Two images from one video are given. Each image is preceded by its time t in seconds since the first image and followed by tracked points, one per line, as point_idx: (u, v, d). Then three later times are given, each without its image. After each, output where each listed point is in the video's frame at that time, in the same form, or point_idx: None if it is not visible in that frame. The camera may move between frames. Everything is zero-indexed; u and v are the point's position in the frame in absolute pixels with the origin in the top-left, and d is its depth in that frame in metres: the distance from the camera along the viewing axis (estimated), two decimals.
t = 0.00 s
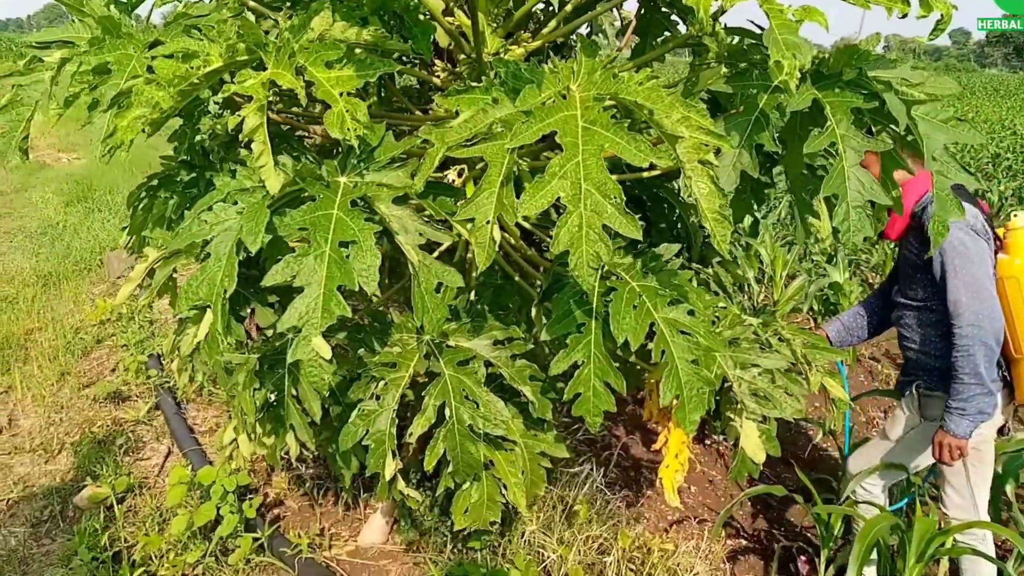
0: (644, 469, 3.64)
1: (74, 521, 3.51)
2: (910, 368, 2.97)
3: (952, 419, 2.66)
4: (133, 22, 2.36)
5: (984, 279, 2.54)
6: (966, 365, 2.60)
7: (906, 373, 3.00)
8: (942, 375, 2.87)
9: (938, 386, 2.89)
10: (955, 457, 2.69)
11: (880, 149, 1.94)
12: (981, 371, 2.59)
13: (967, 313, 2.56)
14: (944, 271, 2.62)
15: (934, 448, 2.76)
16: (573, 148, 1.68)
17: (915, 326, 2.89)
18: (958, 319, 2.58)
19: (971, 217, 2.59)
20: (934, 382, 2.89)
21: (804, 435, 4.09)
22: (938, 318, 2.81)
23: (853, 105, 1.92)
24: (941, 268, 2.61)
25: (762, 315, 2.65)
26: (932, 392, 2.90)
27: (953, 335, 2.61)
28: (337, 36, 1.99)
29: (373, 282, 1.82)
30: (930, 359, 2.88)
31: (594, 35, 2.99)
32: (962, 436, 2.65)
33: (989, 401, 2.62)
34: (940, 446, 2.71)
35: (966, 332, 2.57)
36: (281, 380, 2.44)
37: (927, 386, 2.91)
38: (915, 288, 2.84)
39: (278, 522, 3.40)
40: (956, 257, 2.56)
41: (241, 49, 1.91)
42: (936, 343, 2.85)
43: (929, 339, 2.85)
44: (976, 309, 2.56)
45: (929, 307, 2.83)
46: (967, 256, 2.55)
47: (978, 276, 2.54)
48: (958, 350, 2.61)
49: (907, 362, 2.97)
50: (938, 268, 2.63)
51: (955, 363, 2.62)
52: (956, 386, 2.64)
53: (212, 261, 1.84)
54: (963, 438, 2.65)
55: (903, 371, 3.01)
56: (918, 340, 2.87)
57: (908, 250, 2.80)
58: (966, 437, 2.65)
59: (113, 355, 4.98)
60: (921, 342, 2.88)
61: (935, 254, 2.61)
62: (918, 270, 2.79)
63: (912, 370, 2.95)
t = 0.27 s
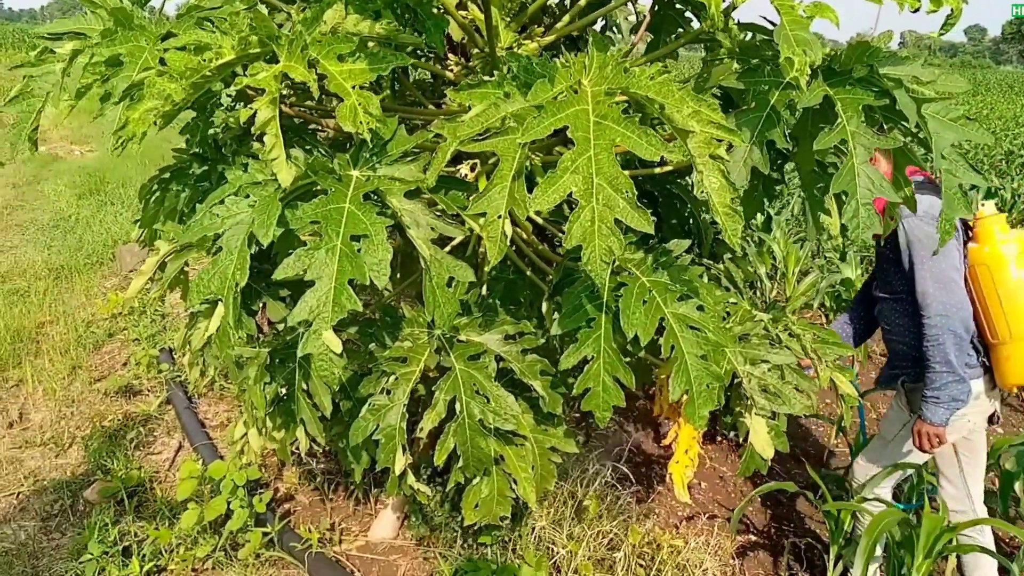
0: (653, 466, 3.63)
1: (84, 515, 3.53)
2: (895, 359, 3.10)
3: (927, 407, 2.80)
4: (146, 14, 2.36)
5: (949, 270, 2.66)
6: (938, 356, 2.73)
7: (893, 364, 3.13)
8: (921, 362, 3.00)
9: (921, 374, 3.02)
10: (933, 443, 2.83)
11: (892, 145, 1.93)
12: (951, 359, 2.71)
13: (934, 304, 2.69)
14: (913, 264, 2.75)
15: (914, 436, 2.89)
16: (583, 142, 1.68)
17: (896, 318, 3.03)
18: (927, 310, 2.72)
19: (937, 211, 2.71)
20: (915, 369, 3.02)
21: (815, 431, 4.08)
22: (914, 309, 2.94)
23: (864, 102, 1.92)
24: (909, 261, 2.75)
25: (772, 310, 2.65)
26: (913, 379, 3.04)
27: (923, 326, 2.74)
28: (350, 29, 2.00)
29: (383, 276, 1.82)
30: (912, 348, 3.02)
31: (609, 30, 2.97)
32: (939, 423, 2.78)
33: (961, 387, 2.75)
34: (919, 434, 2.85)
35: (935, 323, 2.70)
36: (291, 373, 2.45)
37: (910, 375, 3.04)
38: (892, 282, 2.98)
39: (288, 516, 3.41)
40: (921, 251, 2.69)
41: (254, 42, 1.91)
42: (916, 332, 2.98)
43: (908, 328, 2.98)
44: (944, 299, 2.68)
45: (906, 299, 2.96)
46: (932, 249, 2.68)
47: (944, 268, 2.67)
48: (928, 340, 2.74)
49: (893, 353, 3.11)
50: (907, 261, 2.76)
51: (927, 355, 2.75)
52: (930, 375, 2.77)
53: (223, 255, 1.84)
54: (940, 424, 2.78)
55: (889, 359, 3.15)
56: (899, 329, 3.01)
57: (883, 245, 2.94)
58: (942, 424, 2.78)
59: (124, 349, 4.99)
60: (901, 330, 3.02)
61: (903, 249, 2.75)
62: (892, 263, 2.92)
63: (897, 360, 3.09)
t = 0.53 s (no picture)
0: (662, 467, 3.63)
1: (93, 512, 3.54)
2: (873, 342, 3.13)
3: (909, 391, 2.87)
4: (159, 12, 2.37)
5: (932, 256, 2.71)
6: (919, 340, 2.79)
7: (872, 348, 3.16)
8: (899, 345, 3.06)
9: (898, 359, 3.07)
10: (915, 425, 2.91)
11: (905, 146, 1.92)
12: (933, 344, 2.78)
13: (917, 290, 2.74)
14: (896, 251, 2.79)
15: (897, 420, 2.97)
16: (596, 141, 1.68)
17: (875, 303, 3.04)
18: (910, 296, 2.77)
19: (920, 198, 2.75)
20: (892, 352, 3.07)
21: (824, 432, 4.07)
22: (895, 294, 2.97)
23: (877, 102, 1.91)
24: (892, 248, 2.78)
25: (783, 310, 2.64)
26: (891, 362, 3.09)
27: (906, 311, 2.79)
28: (363, 27, 2.00)
29: (395, 274, 1.82)
30: (890, 333, 3.05)
31: (623, 30, 2.95)
32: (920, 406, 2.86)
33: (941, 372, 2.82)
34: (902, 417, 2.93)
35: (918, 309, 2.76)
36: (301, 371, 2.45)
37: (886, 360, 3.09)
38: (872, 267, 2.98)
39: (297, 514, 3.41)
40: (906, 238, 2.73)
41: (267, 40, 1.92)
42: (895, 317, 3.02)
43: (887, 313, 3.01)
44: (927, 286, 2.74)
45: (885, 284, 2.98)
46: (916, 237, 2.71)
47: (927, 255, 2.71)
48: (911, 326, 2.79)
49: (872, 337, 3.14)
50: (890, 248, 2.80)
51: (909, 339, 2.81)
52: (911, 359, 2.84)
53: (234, 253, 1.85)
54: (921, 407, 2.86)
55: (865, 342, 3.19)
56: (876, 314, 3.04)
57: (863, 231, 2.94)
58: (924, 407, 2.86)
59: (134, 346, 5.01)
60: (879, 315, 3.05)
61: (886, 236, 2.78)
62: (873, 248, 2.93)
63: (875, 345, 3.13)
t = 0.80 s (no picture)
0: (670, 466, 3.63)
1: (102, 508, 3.55)
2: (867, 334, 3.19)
3: (905, 383, 2.93)
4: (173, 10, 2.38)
5: (932, 250, 2.78)
6: (916, 334, 2.86)
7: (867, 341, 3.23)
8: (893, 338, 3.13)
9: (892, 350, 3.14)
10: (910, 418, 2.97)
11: (919, 146, 1.92)
12: (930, 337, 2.85)
13: (916, 283, 2.81)
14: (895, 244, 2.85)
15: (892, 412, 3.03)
16: (610, 141, 1.68)
17: (871, 296, 3.11)
18: (908, 289, 2.83)
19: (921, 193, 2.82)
20: (886, 345, 3.14)
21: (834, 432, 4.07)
22: (892, 286, 3.03)
23: (892, 103, 1.91)
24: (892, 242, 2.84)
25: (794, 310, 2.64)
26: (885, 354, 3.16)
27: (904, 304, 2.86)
28: (377, 25, 2.00)
29: (407, 272, 1.82)
30: (885, 325, 3.12)
31: (637, 29, 2.93)
32: (915, 398, 2.93)
33: (936, 364, 2.90)
34: (898, 409, 2.99)
35: (916, 302, 2.82)
36: (311, 369, 2.46)
37: (879, 350, 3.16)
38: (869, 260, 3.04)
39: (306, 512, 3.42)
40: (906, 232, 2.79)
41: (280, 38, 1.92)
42: (892, 309, 3.08)
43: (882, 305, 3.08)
44: (925, 279, 2.81)
45: (883, 277, 3.04)
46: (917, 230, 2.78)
47: (927, 248, 2.78)
48: (908, 318, 2.86)
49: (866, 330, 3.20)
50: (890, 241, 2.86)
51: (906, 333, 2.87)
52: (907, 352, 2.91)
53: (247, 251, 1.85)
54: (917, 399, 2.92)
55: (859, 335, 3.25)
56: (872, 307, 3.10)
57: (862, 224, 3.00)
58: (920, 399, 2.93)
59: (143, 344, 5.03)
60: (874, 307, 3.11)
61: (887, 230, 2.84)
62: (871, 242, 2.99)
63: (869, 335, 3.19)
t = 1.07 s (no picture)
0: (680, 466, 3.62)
1: (111, 505, 3.56)
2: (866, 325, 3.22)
3: (896, 380, 2.97)
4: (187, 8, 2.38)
5: (932, 252, 2.78)
6: (909, 333, 2.88)
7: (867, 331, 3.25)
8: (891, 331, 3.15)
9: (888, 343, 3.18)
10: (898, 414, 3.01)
11: (936, 146, 1.91)
12: (922, 337, 2.87)
13: (913, 284, 2.81)
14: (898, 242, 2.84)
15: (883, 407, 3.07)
16: (625, 140, 1.67)
17: (872, 288, 3.12)
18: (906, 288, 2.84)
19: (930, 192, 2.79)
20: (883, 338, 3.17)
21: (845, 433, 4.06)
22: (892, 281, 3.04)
23: (908, 102, 1.90)
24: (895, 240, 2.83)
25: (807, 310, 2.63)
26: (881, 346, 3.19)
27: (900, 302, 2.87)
28: (392, 24, 1.99)
29: (421, 271, 1.82)
30: (882, 318, 3.14)
31: (650, 30, 2.90)
32: (905, 395, 2.97)
33: (927, 364, 2.92)
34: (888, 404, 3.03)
35: (912, 302, 2.83)
36: (323, 367, 2.46)
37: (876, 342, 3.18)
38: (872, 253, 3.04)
39: (316, 510, 3.42)
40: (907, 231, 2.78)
41: (295, 37, 1.92)
42: (890, 303, 3.10)
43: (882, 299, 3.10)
44: (923, 280, 2.81)
45: (885, 271, 3.05)
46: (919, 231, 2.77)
47: (927, 250, 2.78)
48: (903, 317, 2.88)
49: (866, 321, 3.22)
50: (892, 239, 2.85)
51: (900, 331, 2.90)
52: (900, 349, 2.94)
53: (261, 249, 1.86)
54: (905, 396, 2.96)
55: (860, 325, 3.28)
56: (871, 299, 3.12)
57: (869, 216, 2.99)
58: (909, 396, 2.96)
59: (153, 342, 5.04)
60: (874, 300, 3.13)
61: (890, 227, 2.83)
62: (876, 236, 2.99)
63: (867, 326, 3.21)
